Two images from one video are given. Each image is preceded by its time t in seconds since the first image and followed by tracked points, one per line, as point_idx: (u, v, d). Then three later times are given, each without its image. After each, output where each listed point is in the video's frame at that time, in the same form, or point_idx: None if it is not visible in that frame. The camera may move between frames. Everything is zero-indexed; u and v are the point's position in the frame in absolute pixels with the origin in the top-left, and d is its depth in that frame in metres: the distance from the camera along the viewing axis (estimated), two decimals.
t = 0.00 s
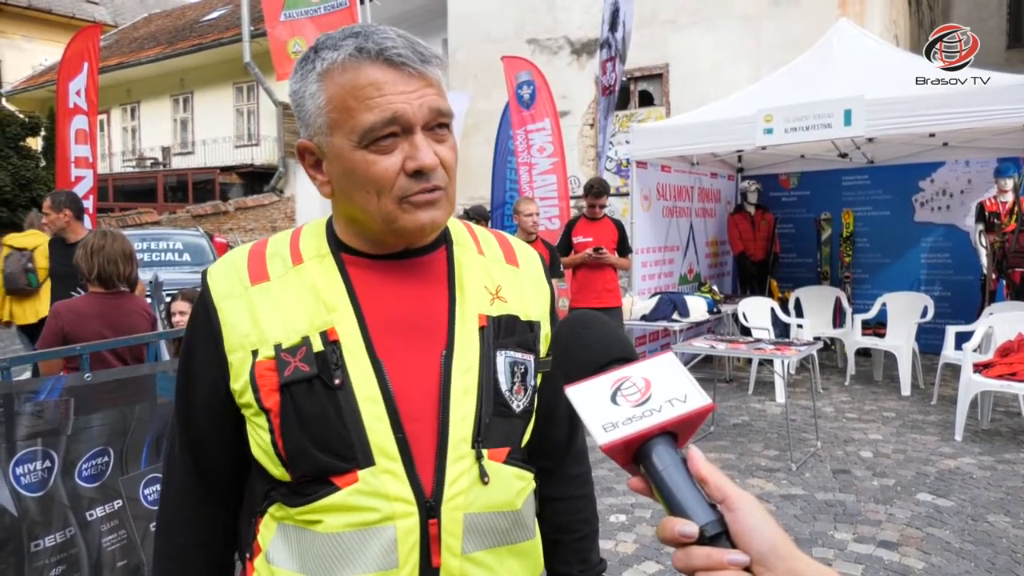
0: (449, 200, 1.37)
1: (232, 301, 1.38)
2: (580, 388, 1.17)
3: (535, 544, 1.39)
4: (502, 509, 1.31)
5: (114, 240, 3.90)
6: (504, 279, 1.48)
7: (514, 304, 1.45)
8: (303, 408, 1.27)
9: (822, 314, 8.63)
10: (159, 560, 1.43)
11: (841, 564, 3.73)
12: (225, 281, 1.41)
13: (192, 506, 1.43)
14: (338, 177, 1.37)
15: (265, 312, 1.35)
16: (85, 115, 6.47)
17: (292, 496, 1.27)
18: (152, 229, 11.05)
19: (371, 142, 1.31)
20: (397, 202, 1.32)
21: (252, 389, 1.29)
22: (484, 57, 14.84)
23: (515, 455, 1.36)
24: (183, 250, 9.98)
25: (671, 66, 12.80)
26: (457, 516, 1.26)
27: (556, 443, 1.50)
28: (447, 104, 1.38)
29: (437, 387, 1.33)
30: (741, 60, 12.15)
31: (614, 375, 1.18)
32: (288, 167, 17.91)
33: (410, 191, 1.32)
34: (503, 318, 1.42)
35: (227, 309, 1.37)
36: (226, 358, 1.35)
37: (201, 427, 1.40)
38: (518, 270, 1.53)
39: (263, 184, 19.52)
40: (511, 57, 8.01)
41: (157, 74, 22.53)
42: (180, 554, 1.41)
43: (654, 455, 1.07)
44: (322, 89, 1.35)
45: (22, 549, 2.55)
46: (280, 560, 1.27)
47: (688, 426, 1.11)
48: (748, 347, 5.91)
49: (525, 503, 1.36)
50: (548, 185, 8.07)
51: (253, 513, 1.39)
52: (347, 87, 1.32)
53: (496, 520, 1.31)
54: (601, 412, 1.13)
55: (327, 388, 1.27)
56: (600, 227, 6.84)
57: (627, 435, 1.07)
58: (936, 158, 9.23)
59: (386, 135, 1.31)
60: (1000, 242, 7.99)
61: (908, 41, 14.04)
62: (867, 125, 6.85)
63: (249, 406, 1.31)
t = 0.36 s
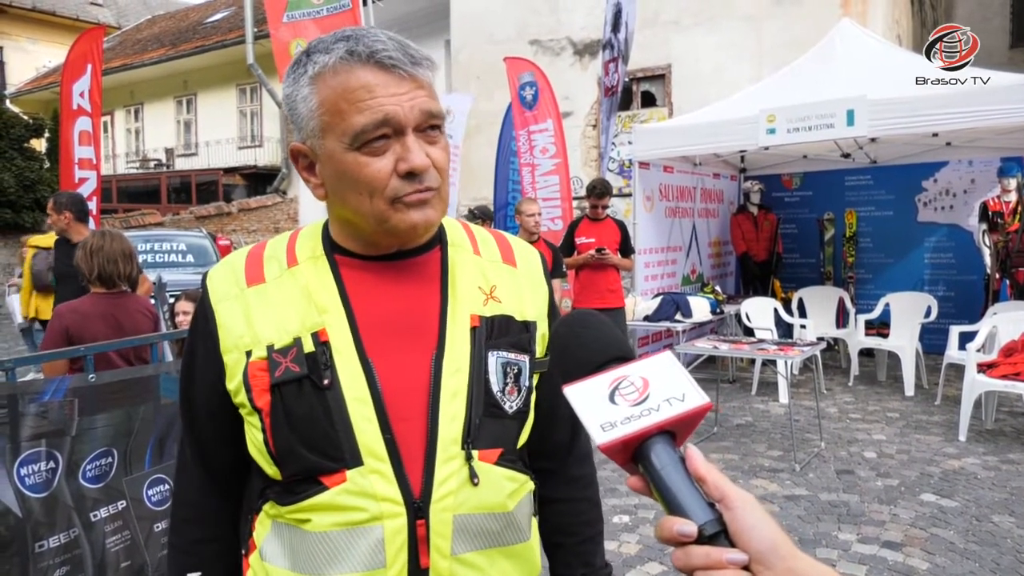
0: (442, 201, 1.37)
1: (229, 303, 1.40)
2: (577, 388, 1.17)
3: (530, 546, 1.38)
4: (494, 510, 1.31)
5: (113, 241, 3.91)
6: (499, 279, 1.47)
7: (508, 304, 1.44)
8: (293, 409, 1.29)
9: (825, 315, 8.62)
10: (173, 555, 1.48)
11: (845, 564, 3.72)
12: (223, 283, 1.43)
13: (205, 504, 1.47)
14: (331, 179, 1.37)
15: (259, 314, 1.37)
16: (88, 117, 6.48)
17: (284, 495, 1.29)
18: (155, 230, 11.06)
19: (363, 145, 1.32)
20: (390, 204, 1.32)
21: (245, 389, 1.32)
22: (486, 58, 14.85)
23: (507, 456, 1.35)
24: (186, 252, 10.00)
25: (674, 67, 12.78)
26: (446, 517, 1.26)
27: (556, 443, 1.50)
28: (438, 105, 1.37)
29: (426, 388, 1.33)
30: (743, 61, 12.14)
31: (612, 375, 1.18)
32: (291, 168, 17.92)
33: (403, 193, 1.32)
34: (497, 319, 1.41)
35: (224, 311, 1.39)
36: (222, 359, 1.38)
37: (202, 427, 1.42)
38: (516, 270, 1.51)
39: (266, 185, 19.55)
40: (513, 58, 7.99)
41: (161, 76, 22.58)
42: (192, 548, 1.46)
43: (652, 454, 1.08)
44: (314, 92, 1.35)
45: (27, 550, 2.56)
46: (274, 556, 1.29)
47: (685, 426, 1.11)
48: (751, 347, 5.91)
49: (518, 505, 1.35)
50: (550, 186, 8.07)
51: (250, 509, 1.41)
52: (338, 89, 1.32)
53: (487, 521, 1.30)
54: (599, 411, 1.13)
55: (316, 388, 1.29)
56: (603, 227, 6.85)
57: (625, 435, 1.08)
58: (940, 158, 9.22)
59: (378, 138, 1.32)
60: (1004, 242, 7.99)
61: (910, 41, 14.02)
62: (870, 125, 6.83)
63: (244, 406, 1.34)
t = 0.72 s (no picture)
0: (439, 201, 1.37)
1: (232, 302, 1.42)
2: (577, 389, 1.17)
3: (529, 549, 1.35)
4: (490, 512, 1.29)
5: (116, 242, 3.91)
6: (500, 280, 1.46)
7: (509, 305, 1.43)
8: (290, 407, 1.30)
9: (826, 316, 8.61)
10: (178, 549, 1.49)
11: (846, 565, 3.72)
12: (227, 283, 1.45)
13: (211, 500, 1.49)
14: (329, 179, 1.38)
15: (259, 314, 1.38)
16: (90, 119, 6.49)
17: (281, 492, 1.30)
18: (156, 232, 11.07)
19: (358, 145, 1.32)
20: (385, 204, 1.33)
21: (245, 386, 1.34)
22: (487, 59, 14.86)
23: (504, 457, 1.33)
24: (188, 253, 10.01)
25: (675, 68, 12.79)
26: (441, 517, 1.25)
27: (561, 446, 1.48)
28: (435, 106, 1.37)
29: (422, 388, 1.33)
30: (745, 62, 12.15)
31: (612, 377, 1.18)
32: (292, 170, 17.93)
33: (399, 193, 1.33)
34: (496, 319, 1.40)
35: (227, 309, 1.41)
36: (225, 357, 1.40)
37: (209, 424, 1.44)
38: (518, 272, 1.50)
39: (268, 187, 19.57)
40: (513, 59, 8.01)
41: (162, 78, 22.63)
42: (195, 543, 1.48)
43: (652, 455, 1.08)
44: (311, 94, 1.36)
45: (28, 551, 2.56)
46: (272, 553, 1.30)
47: (684, 427, 1.11)
48: (753, 348, 5.89)
49: (516, 507, 1.33)
50: (552, 187, 8.07)
51: (251, 507, 1.42)
52: (335, 91, 1.33)
53: (483, 522, 1.29)
54: (599, 413, 1.13)
55: (313, 387, 1.30)
56: (604, 229, 6.86)
57: (625, 436, 1.08)
58: (941, 160, 9.22)
59: (373, 138, 1.32)
60: (1005, 244, 7.99)
61: (912, 43, 14.02)
62: (871, 126, 6.81)
63: (244, 404, 1.35)
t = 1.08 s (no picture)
0: (444, 203, 1.37)
1: (243, 301, 1.44)
2: (577, 387, 1.18)
3: (529, 551, 1.33)
4: (488, 513, 1.28)
5: (122, 243, 3.92)
6: (505, 279, 1.46)
7: (513, 305, 1.43)
8: (294, 405, 1.31)
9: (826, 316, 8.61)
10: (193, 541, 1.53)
11: (847, 565, 3.72)
12: (239, 282, 1.47)
13: (227, 495, 1.51)
14: (335, 180, 1.39)
15: (268, 313, 1.40)
16: (89, 120, 6.50)
17: (284, 488, 1.31)
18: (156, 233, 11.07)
19: (364, 146, 1.32)
20: (389, 205, 1.33)
21: (252, 383, 1.36)
22: (487, 60, 14.86)
23: (505, 459, 1.32)
24: (188, 254, 10.00)
25: (675, 69, 12.79)
26: (439, 516, 1.26)
27: (569, 448, 1.48)
28: (441, 108, 1.37)
29: (423, 388, 1.33)
30: (744, 63, 12.15)
31: (611, 375, 1.18)
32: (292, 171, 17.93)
33: (403, 194, 1.33)
34: (500, 320, 1.40)
35: (239, 308, 1.43)
36: (235, 355, 1.42)
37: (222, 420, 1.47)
38: (526, 271, 1.49)
39: (268, 188, 19.58)
40: (513, 60, 8.03)
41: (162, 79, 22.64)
42: (210, 535, 1.50)
43: (650, 453, 1.08)
44: (319, 95, 1.36)
45: (29, 553, 2.56)
46: (276, 547, 1.32)
47: (683, 426, 1.11)
48: (753, 349, 5.89)
49: (516, 509, 1.32)
50: (552, 187, 8.07)
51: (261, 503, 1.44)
52: (341, 92, 1.33)
53: (482, 523, 1.28)
54: (598, 410, 1.13)
55: (315, 385, 1.31)
56: (604, 230, 6.86)
57: (624, 433, 1.08)
58: (941, 160, 9.23)
59: (378, 140, 1.32)
60: (1005, 244, 7.99)
61: (911, 43, 14.03)
62: (871, 126, 6.81)
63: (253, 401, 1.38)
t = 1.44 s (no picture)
0: (452, 204, 1.36)
1: (250, 301, 1.44)
2: (576, 388, 1.17)
3: (531, 552, 1.33)
4: (488, 513, 1.28)
5: (121, 243, 3.92)
6: (509, 280, 1.45)
7: (515, 306, 1.42)
8: (299, 404, 1.32)
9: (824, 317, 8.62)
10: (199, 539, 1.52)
11: (845, 566, 3.72)
12: (248, 281, 1.48)
13: (233, 493, 1.51)
14: (344, 179, 1.39)
15: (275, 313, 1.40)
16: (86, 120, 6.49)
17: (288, 487, 1.31)
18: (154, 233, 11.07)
19: (376, 145, 1.32)
20: (398, 205, 1.33)
21: (257, 382, 1.37)
22: (486, 61, 14.87)
23: (507, 459, 1.32)
24: (185, 255, 9.98)
25: (673, 70, 12.80)
26: (439, 516, 1.25)
27: (574, 449, 1.48)
28: (453, 111, 1.37)
29: (426, 389, 1.33)
30: (742, 64, 12.15)
31: (607, 376, 1.18)
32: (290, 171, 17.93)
33: (412, 194, 1.33)
34: (503, 321, 1.39)
35: (246, 308, 1.44)
36: (242, 354, 1.42)
37: (230, 418, 1.47)
38: (530, 273, 1.48)
39: (266, 188, 19.59)
40: (512, 61, 8.02)
41: (160, 79, 22.65)
42: (216, 533, 1.50)
43: (646, 453, 1.08)
44: (333, 94, 1.36)
45: (26, 553, 2.56)
46: (279, 545, 1.32)
47: (679, 427, 1.11)
48: (750, 350, 5.89)
49: (517, 510, 1.31)
50: (550, 188, 8.07)
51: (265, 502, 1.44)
52: (355, 92, 1.33)
53: (482, 524, 1.28)
54: (594, 412, 1.13)
55: (319, 385, 1.31)
56: (602, 231, 6.87)
57: (620, 435, 1.08)
58: (939, 161, 9.24)
59: (390, 140, 1.32)
60: (1002, 244, 8.00)
61: (909, 44, 14.05)
62: (868, 128, 6.81)
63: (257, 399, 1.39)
